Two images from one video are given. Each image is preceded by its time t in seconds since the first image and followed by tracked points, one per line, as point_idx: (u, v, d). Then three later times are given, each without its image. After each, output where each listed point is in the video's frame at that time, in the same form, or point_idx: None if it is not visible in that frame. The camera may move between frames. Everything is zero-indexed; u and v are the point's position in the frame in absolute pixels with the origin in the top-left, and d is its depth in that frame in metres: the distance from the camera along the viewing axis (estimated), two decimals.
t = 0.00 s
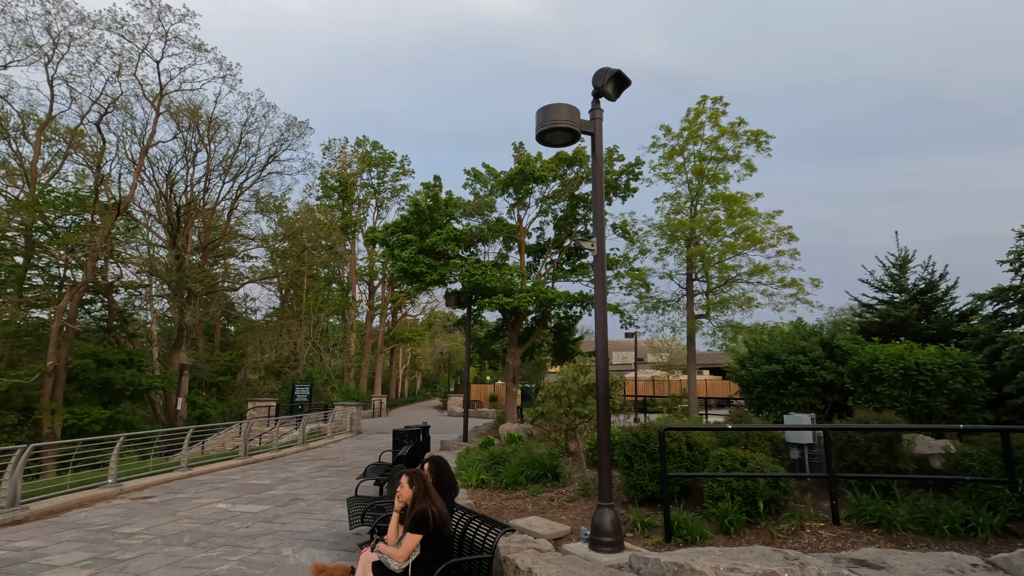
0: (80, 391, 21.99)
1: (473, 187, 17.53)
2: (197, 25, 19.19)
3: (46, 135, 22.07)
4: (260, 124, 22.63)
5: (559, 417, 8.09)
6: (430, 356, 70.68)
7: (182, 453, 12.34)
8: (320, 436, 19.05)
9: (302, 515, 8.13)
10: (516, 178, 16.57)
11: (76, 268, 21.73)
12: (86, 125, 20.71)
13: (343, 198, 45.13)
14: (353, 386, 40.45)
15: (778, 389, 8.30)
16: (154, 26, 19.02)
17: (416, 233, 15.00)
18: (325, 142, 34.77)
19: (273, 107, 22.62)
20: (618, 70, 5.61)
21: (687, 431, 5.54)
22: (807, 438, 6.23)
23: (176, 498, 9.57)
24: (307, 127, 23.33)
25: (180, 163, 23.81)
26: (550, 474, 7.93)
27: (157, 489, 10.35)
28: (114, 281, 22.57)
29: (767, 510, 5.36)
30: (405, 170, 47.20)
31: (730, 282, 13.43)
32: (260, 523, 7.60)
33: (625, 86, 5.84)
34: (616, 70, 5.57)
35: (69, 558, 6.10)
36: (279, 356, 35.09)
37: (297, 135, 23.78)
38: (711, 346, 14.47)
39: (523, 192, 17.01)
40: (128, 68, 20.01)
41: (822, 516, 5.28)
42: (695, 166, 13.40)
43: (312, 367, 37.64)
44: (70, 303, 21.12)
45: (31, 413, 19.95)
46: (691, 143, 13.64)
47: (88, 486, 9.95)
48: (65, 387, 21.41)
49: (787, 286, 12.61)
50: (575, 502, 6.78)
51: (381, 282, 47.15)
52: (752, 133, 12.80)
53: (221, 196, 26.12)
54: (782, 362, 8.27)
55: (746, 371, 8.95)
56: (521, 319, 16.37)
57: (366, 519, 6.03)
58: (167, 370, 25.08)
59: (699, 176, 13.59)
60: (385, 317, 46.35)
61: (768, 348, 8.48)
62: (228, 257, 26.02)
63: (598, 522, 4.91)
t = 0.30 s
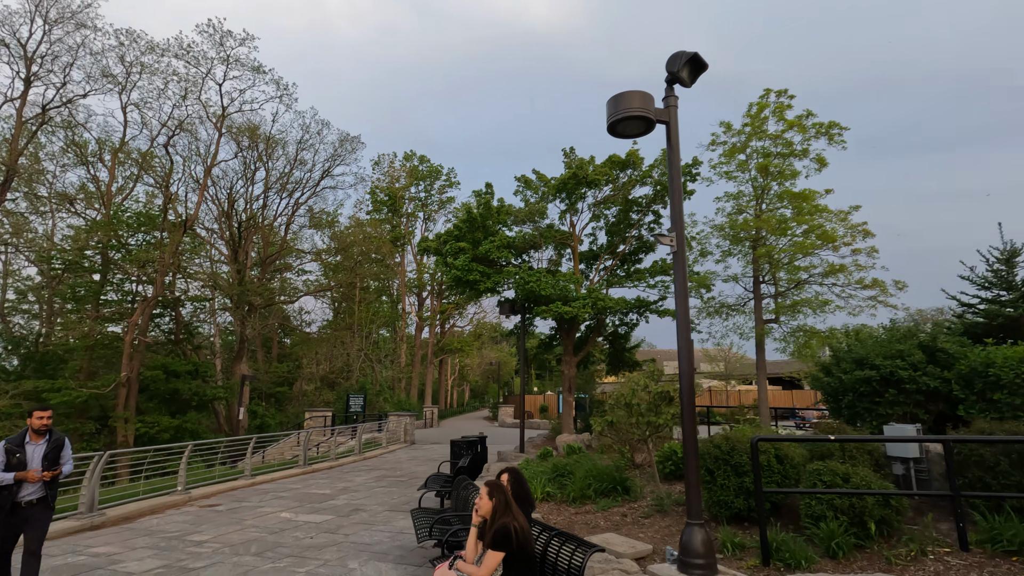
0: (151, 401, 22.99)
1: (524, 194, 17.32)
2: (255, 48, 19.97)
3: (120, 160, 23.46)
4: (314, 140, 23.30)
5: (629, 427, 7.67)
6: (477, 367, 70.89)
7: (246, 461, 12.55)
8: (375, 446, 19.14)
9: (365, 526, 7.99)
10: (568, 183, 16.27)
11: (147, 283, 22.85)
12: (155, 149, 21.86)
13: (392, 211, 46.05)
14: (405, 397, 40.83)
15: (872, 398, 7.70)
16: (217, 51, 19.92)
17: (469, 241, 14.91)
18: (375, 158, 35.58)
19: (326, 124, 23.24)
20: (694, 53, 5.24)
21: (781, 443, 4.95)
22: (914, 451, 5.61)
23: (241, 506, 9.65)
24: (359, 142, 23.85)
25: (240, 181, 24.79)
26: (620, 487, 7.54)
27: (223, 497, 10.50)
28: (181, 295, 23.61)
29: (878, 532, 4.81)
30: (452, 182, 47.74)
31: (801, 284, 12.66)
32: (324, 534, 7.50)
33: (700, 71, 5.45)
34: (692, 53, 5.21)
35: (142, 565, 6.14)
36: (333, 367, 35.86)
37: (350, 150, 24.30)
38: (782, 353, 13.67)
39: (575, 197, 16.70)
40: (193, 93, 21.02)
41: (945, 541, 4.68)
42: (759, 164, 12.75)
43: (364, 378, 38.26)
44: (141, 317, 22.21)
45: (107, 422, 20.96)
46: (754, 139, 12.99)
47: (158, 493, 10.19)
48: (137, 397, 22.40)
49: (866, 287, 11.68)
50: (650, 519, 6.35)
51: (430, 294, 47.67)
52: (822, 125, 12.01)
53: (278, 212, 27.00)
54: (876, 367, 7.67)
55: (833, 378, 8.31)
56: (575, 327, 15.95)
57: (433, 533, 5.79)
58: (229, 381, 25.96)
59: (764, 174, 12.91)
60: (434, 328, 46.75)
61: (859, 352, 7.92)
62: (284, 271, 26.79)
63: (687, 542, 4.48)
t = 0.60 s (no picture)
0: (230, 411, 24.11)
1: (586, 200, 16.94)
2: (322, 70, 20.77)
3: (201, 184, 24.97)
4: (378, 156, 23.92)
5: (715, 444, 7.15)
6: (538, 377, 70.54)
7: (319, 471, 12.77)
8: (442, 457, 19.14)
9: (439, 541, 7.82)
10: (632, 187, 15.76)
11: (226, 298, 24.08)
12: (232, 171, 23.10)
13: (451, 224, 46.72)
14: (467, 407, 41.03)
15: (1004, 415, 6.83)
16: (286, 75, 20.83)
17: (533, 249, 14.70)
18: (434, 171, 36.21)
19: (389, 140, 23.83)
20: (790, 33, 4.80)
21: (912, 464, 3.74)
22: None
23: (316, 517, 9.75)
24: (420, 156, 24.28)
25: (309, 199, 25.80)
26: (708, 509, 7.02)
27: (299, 507, 10.68)
28: (256, 309, 24.73)
29: None
30: (509, 193, 47.95)
31: (898, 286, 11.62)
32: (399, 549, 7.39)
33: (797, 53, 4.99)
34: (787, 34, 4.77)
35: None
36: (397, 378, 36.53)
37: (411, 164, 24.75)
38: (878, 362, 12.55)
39: (639, 202, 16.18)
40: (266, 116, 22.06)
41: None
42: (845, 157, 11.84)
43: (427, 388, 38.75)
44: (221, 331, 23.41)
45: (191, 431, 22.11)
46: (838, 131, 12.07)
47: (239, 501, 10.47)
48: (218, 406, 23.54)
49: (977, 288, 10.52)
50: (746, 546, 5.82)
51: (489, 304, 47.90)
52: (918, 112, 10.99)
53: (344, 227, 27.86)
54: (1009, 379, 6.79)
55: (953, 391, 7.44)
56: (645, 335, 15.36)
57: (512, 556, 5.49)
58: (301, 391, 26.90)
59: (851, 168, 11.98)
60: (494, 338, 46.86)
61: (986, 362, 7.06)
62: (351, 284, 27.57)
63: None
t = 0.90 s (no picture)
0: (313, 417, 25.10)
1: (660, 200, 16.30)
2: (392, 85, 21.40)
3: (283, 202, 26.39)
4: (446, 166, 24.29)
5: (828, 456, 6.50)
6: (608, 385, 69.11)
7: (399, 478, 12.89)
8: (517, 465, 18.95)
9: (525, 554, 7.56)
10: (711, 184, 15.01)
11: (307, 309, 25.17)
12: (311, 187, 24.19)
13: (517, 232, 46.85)
14: (538, 415, 40.71)
15: None
16: (359, 93, 21.62)
17: (607, 252, 14.27)
18: (500, 181, 36.45)
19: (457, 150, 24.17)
20: None
21: None
22: None
23: (399, 524, 9.78)
24: (487, 164, 24.42)
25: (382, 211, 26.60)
26: (822, 528, 6.37)
27: (382, 513, 10.77)
28: (335, 319, 25.71)
29: None
30: (575, 198, 47.51)
31: None
32: (485, 560, 7.20)
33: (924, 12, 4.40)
34: None
35: None
36: (468, 386, 36.89)
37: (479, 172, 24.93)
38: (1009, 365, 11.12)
39: (719, 199, 15.40)
40: (340, 133, 22.97)
41: None
42: (959, 138, 10.64)
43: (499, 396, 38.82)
44: (303, 341, 24.44)
45: (278, 436, 23.17)
46: (949, 110, 10.88)
47: (326, 506, 10.71)
48: (302, 413, 24.56)
49: None
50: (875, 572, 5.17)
51: (557, 311, 47.53)
52: None
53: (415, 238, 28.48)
54: None
55: None
56: (729, 339, 14.49)
57: None
58: (378, 398, 27.62)
59: (967, 150, 10.75)
60: (563, 346, 46.37)
61: None
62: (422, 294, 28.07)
63: None
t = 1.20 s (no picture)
0: (393, 421, 25.75)
1: (745, 194, 15.36)
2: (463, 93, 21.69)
3: (361, 213, 27.39)
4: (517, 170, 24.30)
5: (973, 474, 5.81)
6: (685, 390, 66.54)
7: (480, 484, 12.81)
8: (597, 473, 18.44)
9: (618, 569, 7.18)
10: (804, 174, 13.95)
11: (385, 316, 25.91)
12: (388, 197, 24.94)
13: (587, 234, 46.21)
14: (613, 421, 39.76)
15: None
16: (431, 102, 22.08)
17: (690, 251, 13.57)
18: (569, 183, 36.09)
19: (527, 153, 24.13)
20: None
21: None
22: None
23: (483, 531, 9.65)
24: (558, 166, 24.17)
25: (454, 218, 26.99)
26: (967, 557, 5.62)
27: (466, 519, 10.74)
28: (411, 325, 26.30)
29: None
30: (646, 198, 46.28)
31: None
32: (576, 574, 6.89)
33: None
34: None
35: None
36: (541, 391, 36.64)
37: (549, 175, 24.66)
38: None
39: (812, 190, 14.29)
40: (414, 143, 23.54)
41: None
42: None
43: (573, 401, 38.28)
44: (382, 346, 25.16)
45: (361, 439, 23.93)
46: None
47: (410, 510, 10.78)
48: (382, 417, 25.23)
49: None
50: None
51: (631, 315, 46.35)
52: None
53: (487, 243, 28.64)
54: None
55: None
56: (829, 341, 13.35)
57: None
58: (454, 403, 27.93)
59: None
60: (638, 350, 45.13)
61: None
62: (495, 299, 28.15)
63: None
